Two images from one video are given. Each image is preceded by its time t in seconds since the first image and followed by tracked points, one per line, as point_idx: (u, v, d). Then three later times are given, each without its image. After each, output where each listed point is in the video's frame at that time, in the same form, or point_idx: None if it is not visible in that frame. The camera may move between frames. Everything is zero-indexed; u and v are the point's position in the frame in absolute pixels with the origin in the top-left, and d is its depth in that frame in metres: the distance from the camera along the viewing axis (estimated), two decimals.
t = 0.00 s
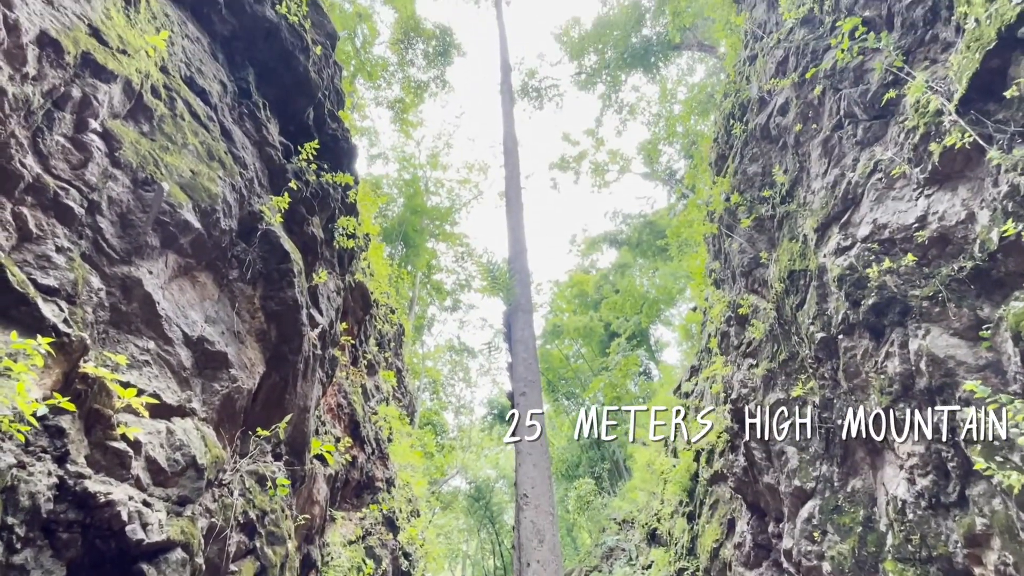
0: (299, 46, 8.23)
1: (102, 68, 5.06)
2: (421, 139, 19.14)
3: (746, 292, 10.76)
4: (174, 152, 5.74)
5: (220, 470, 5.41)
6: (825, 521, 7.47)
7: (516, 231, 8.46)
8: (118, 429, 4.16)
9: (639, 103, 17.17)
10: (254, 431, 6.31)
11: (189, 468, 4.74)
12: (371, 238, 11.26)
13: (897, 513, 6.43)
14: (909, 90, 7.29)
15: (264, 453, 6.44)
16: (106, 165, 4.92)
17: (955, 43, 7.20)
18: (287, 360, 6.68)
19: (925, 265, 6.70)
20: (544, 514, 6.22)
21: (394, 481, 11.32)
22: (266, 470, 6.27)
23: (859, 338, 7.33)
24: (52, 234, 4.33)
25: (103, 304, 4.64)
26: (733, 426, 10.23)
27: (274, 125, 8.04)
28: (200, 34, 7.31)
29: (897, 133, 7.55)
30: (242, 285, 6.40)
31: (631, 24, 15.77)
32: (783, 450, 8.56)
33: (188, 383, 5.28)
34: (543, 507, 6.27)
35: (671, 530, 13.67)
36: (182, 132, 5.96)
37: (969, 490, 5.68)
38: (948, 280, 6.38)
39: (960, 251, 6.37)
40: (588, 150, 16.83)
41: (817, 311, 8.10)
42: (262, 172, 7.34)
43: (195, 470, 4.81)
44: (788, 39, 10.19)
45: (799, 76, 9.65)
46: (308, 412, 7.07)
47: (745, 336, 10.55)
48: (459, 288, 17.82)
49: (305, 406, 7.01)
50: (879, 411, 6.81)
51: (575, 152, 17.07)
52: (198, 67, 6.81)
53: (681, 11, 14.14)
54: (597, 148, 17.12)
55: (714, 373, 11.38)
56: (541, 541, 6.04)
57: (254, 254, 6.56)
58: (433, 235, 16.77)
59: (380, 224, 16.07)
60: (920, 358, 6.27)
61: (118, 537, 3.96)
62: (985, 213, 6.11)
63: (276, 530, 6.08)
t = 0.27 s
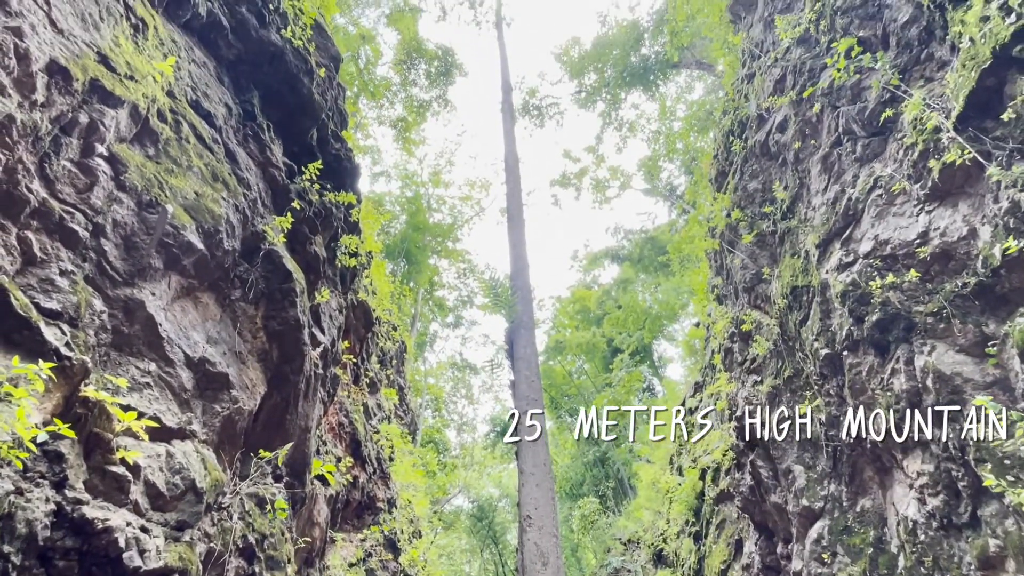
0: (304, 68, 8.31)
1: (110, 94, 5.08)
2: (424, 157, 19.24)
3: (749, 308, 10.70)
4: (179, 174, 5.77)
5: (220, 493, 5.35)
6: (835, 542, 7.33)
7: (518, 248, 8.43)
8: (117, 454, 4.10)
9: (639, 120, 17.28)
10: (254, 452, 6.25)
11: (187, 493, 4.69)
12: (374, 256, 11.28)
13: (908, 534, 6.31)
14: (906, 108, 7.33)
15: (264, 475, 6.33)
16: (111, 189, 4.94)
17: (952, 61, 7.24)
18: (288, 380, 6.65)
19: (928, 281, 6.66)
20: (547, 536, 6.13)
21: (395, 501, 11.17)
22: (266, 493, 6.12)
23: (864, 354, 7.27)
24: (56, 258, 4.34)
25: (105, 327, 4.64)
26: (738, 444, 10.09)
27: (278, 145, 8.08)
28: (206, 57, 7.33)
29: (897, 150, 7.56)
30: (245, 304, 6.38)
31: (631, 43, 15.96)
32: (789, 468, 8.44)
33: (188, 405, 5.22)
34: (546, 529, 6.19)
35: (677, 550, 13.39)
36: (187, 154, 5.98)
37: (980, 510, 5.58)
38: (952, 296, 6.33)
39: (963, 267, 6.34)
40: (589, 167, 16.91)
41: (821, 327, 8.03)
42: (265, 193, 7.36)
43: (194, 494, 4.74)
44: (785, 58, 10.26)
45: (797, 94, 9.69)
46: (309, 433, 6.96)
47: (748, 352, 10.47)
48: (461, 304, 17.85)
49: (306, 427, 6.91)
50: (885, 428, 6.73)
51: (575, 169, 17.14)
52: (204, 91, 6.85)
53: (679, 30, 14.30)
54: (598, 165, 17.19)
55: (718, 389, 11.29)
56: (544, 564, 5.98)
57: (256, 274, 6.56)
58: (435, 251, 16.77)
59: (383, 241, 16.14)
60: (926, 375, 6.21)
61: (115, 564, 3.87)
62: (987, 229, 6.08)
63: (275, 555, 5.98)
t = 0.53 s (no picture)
0: (307, 89, 8.39)
1: (116, 118, 5.09)
2: (426, 174, 19.34)
3: (752, 323, 10.65)
4: (183, 195, 5.75)
5: (220, 516, 5.29)
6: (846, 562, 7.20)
7: (520, 263, 8.37)
8: (115, 478, 4.10)
9: (639, 136, 17.40)
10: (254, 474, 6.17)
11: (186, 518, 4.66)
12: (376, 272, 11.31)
13: (920, 555, 6.20)
14: (905, 125, 7.37)
15: (262, 500, 6.16)
16: (115, 211, 4.92)
17: (948, 78, 7.31)
18: (289, 399, 6.62)
19: (932, 296, 6.63)
20: (551, 558, 6.03)
21: (397, 521, 11.02)
22: (266, 515, 6.04)
23: (869, 370, 7.21)
24: (59, 280, 4.34)
25: (106, 349, 4.63)
26: (745, 462, 9.96)
27: (281, 165, 8.12)
28: (211, 81, 7.37)
29: (896, 165, 7.57)
30: (246, 324, 6.37)
31: (630, 61, 16.14)
32: (797, 486, 8.32)
33: (188, 427, 5.19)
34: (551, 550, 6.09)
35: (683, 570, 13.12)
36: (190, 176, 5.99)
37: (993, 531, 5.49)
38: (956, 312, 6.28)
39: (967, 282, 6.31)
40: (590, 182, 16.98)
41: (825, 342, 7.97)
42: (268, 212, 7.38)
43: (192, 519, 4.71)
44: (782, 76, 10.34)
45: (795, 111, 9.75)
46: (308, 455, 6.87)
47: (752, 366, 10.40)
48: (464, 319, 17.88)
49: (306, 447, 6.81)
50: (892, 445, 6.66)
51: (576, 185, 17.22)
52: (209, 113, 6.89)
53: (678, 48, 14.46)
54: (599, 181, 17.27)
55: (722, 404, 11.20)
56: None
57: (258, 293, 6.56)
58: (437, 267, 16.78)
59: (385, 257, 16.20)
60: (933, 392, 6.18)
61: None
62: (989, 244, 6.07)
63: None
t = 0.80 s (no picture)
0: (310, 109, 8.47)
1: (121, 140, 5.12)
2: (429, 190, 19.44)
3: (756, 338, 10.59)
4: (187, 215, 5.76)
5: (219, 539, 5.21)
6: None
7: (522, 279, 8.34)
8: (113, 502, 4.05)
9: (639, 152, 17.50)
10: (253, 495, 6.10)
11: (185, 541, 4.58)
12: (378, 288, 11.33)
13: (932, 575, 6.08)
14: (904, 141, 7.39)
15: (263, 519, 6.14)
16: (119, 232, 4.92)
17: (945, 95, 7.37)
18: (290, 418, 6.58)
19: (936, 311, 6.59)
20: None
21: (399, 541, 10.87)
22: (266, 537, 5.95)
23: (875, 387, 7.16)
24: (61, 302, 4.33)
25: (107, 371, 4.61)
26: (750, 479, 9.83)
27: (285, 184, 8.16)
28: (217, 102, 7.42)
29: (897, 180, 7.57)
30: (248, 342, 6.36)
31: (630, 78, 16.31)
32: (805, 505, 8.20)
33: (188, 448, 5.14)
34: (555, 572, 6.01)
35: None
36: (195, 196, 6.00)
37: (1007, 551, 5.41)
38: (961, 327, 6.24)
39: (971, 297, 6.27)
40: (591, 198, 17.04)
41: (830, 358, 7.89)
42: (271, 231, 7.40)
43: (190, 543, 4.62)
44: (781, 92, 10.41)
45: (794, 127, 9.80)
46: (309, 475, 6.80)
47: (756, 381, 10.32)
48: (465, 335, 17.86)
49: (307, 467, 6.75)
50: (900, 462, 6.56)
51: (578, 200, 17.28)
52: (214, 134, 6.94)
53: (677, 65, 14.60)
54: (600, 196, 17.34)
55: (725, 419, 11.08)
56: None
57: (260, 311, 6.55)
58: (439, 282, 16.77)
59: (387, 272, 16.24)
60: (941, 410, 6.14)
61: None
62: (992, 258, 6.05)
63: None
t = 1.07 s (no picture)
0: (313, 127, 8.51)
1: (127, 162, 5.13)
2: (430, 206, 19.50)
3: (760, 352, 10.52)
4: (190, 234, 5.76)
5: (218, 561, 5.13)
6: None
7: (524, 293, 8.26)
8: (112, 525, 4.00)
9: (640, 166, 17.56)
10: (254, 515, 6.01)
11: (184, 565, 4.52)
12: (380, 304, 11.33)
13: None
14: (903, 155, 7.39)
15: (263, 540, 6.03)
16: (123, 252, 4.92)
17: (944, 110, 7.39)
18: (290, 437, 6.52)
19: (942, 326, 6.54)
20: None
21: (400, 560, 10.70)
22: (265, 559, 5.85)
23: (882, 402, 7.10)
24: (64, 323, 4.31)
25: (109, 392, 4.58)
26: (756, 496, 9.70)
27: (288, 202, 8.18)
28: (222, 122, 7.45)
29: (897, 195, 7.55)
30: (249, 360, 6.34)
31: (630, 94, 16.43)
32: (813, 523, 8.10)
33: (188, 469, 5.09)
34: None
35: None
36: (198, 216, 6.00)
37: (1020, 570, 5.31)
38: (968, 342, 6.19)
39: (976, 311, 6.21)
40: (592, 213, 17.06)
41: (834, 373, 7.80)
42: (274, 249, 7.40)
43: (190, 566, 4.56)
44: (780, 107, 10.44)
45: (794, 141, 9.82)
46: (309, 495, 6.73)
47: (761, 396, 10.22)
48: (467, 349, 17.83)
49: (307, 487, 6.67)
50: (910, 479, 6.47)
51: (579, 214, 17.31)
52: (218, 154, 6.96)
53: (676, 81, 14.71)
54: (601, 210, 17.38)
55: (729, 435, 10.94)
56: None
57: (262, 329, 6.54)
58: (441, 297, 16.76)
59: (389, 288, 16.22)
60: (949, 426, 6.07)
61: None
62: (996, 272, 6.01)
63: None
